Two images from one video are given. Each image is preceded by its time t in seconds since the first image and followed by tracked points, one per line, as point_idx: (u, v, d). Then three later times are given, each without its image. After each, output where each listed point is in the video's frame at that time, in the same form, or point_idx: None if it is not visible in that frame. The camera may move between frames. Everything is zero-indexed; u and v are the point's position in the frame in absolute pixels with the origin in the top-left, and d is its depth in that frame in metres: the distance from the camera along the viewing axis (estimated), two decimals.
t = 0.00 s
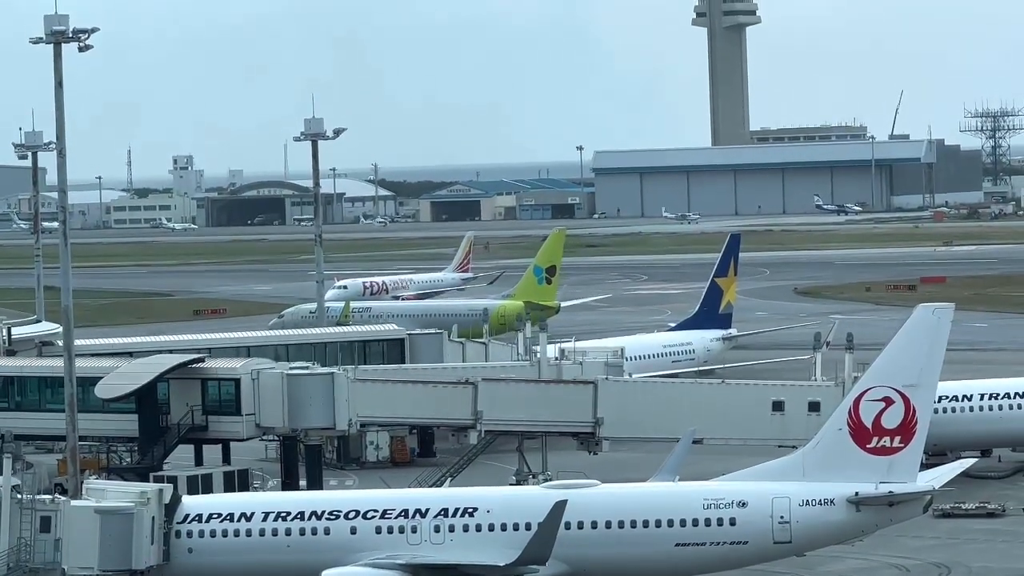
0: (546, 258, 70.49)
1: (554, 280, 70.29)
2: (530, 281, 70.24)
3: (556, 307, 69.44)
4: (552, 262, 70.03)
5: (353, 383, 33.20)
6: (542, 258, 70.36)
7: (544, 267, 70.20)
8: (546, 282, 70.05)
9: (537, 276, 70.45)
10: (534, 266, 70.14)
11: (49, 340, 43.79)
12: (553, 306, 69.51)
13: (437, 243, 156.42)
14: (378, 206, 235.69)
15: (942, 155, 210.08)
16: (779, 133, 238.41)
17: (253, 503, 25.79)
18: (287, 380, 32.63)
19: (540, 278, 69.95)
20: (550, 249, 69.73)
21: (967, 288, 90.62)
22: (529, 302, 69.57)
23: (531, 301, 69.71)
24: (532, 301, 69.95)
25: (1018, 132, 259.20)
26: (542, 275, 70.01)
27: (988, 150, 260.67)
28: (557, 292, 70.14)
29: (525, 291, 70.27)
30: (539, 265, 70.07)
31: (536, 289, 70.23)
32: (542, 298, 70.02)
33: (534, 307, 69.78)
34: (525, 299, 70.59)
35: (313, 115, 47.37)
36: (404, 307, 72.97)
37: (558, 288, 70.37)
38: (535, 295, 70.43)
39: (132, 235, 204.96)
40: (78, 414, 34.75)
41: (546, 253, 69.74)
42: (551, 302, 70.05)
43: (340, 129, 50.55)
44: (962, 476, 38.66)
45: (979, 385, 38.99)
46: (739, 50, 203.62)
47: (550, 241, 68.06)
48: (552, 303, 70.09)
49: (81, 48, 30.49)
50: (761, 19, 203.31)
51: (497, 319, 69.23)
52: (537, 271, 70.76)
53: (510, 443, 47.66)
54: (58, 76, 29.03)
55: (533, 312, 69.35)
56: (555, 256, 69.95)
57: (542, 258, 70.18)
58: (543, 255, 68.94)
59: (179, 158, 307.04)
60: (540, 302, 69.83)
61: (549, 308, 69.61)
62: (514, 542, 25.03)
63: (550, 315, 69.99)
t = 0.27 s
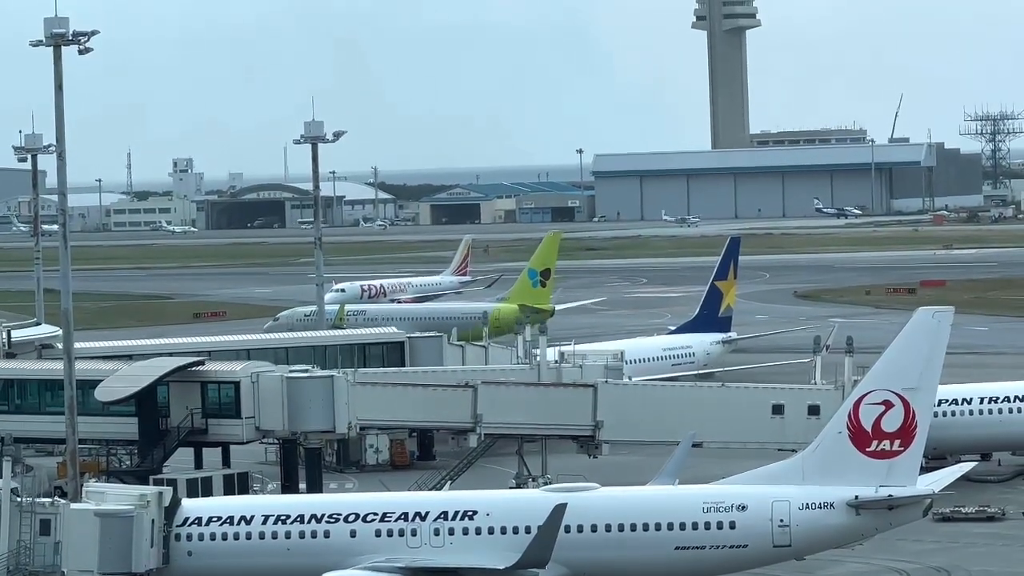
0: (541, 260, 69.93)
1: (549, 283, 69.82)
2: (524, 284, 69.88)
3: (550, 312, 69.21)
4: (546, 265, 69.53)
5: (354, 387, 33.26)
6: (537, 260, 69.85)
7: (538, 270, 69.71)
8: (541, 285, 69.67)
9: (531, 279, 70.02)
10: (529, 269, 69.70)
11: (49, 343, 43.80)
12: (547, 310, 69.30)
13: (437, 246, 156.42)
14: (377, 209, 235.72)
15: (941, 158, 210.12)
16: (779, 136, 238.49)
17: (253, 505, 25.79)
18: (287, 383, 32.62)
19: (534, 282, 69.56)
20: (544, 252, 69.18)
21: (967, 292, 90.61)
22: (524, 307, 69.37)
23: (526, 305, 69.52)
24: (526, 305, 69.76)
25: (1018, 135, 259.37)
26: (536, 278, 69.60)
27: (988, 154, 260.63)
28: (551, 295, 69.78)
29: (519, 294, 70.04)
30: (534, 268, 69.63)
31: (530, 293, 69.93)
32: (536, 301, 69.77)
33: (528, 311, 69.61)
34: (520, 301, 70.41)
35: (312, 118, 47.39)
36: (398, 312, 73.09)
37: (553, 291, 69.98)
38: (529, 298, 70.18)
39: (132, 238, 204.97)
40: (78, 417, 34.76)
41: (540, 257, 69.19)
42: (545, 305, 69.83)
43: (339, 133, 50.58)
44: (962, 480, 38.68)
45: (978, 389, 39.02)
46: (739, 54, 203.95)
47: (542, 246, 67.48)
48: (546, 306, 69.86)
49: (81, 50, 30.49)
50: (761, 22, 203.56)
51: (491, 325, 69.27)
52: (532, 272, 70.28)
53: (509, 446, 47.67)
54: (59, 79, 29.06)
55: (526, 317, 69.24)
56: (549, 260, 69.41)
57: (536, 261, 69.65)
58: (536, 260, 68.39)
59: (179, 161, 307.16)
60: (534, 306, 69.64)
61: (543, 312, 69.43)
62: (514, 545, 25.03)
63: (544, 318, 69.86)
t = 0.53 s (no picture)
0: (535, 262, 70.86)
1: (543, 285, 70.65)
2: (518, 286, 70.65)
3: (545, 313, 69.98)
4: (541, 267, 70.42)
5: (354, 388, 33.25)
6: (532, 262, 70.75)
7: (533, 272, 70.58)
8: (535, 286, 70.47)
9: (526, 281, 70.81)
10: (523, 271, 70.53)
11: (49, 344, 43.81)
12: (542, 311, 70.06)
13: (437, 248, 156.52)
14: (378, 211, 235.95)
15: (941, 161, 210.14)
16: (779, 138, 238.71)
17: (252, 507, 25.76)
18: (286, 385, 32.59)
19: (529, 284, 70.33)
20: (539, 254, 70.20)
21: (967, 294, 90.65)
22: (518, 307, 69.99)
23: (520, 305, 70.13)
24: (520, 306, 70.44)
25: (1018, 138, 259.59)
26: (530, 280, 70.42)
27: (988, 156, 260.63)
28: (546, 297, 70.56)
29: (513, 295, 70.77)
30: (528, 270, 70.45)
31: (524, 294, 70.66)
32: (530, 303, 70.40)
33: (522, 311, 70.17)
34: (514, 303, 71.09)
35: (313, 120, 47.36)
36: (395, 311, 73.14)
37: (547, 293, 70.78)
38: (523, 300, 70.92)
39: (132, 239, 205.20)
40: (77, 417, 34.74)
41: (536, 259, 70.18)
42: (539, 306, 70.59)
43: (340, 134, 50.57)
44: (962, 482, 38.66)
45: (979, 391, 39.01)
46: (738, 56, 204.31)
47: (537, 246, 68.49)
48: (540, 307, 70.63)
49: (81, 51, 30.49)
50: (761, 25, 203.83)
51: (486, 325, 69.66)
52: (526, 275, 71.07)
53: (509, 448, 47.70)
54: (58, 81, 29.04)
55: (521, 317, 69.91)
56: (544, 261, 70.42)
57: (531, 263, 70.58)
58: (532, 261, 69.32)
59: (179, 163, 307.37)
60: (529, 307, 70.41)
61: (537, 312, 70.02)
62: (514, 547, 25.02)
63: (538, 319, 70.58)
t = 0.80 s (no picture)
0: (529, 261, 69.83)
1: (536, 284, 69.98)
2: (511, 286, 70.05)
3: (537, 314, 69.71)
4: (534, 268, 69.45)
5: (352, 388, 33.24)
6: (525, 261, 69.81)
7: (526, 271, 69.68)
8: (528, 287, 69.84)
9: (519, 279, 70.10)
10: (517, 270, 69.70)
11: (47, 343, 43.80)
12: (535, 312, 69.74)
13: (435, 247, 156.50)
14: (376, 211, 235.94)
15: (940, 161, 210.18)
16: (778, 138, 238.74)
17: (251, 506, 25.75)
18: (284, 383, 32.58)
19: (521, 285, 69.72)
20: (533, 254, 69.10)
21: (966, 294, 90.68)
22: (511, 308, 69.73)
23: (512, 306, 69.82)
24: (513, 306, 70.13)
25: (1017, 138, 259.67)
26: (523, 280, 69.70)
27: (986, 156, 260.58)
28: (538, 296, 70.10)
29: (506, 294, 70.32)
30: (521, 269, 69.55)
31: (517, 293, 70.21)
32: (523, 303, 70.07)
33: (514, 312, 69.98)
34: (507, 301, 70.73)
35: (311, 118, 47.32)
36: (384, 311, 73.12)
37: (540, 292, 70.25)
38: (516, 299, 70.52)
39: (130, 238, 205.20)
40: (76, 417, 34.75)
41: (529, 259, 69.13)
42: (532, 306, 70.29)
43: (339, 133, 50.54)
44: (960, 482, 38.69)
45: (978, 391, 39.02)
46: (737, 56, 204.37)
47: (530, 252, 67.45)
48: (533, 306, 70.35)
49: (80, 50, 30.45)
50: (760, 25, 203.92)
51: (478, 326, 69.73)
52: (519, 273, 70.21)
53: (507, 447, 47.73)
54: (57, 79, 29.02)
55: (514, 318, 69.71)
56: (537, 261, 69.32)
57: (524, 262, 69.57)
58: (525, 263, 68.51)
59: (178, 162, 307.25)
60: (521, 307, 70.08)
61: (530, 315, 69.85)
62: (512, 547, 25.03)
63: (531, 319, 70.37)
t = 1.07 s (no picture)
0: (521, 262, 70.55)
1: (528, 284, 70.31)
2: (503, 285, 70.26)
3: (531, 310, 69.37)
4: (526, 266, 70.09)
5: (351, 386, 33.26)
6: (516, 262, 70.43)
7: (518, 271, 70.26)
8: (520, 286, 70.10)
9: (511, 281, 70.46)
10: (508, 271, 70.23)
11: (46, 343, 43.78)
12: (528, 309, 69.38)
13: (433, 247, 156.41)
14: (374, 210, 235.78)
15: (938, 161, 210.21)
16: (776, 137, 238.80)
17: (248, 505, 25.75)
18: (282, 382, 32.61)
19: (514, 282, 69.96)
20: (524, 252, 69.96)
21: (964, 294, 90.71)
22: (504, 306, 69.47)
23: (506, 305, 69.60)
24: (505, 305, 69.97)
25: (1016, 138, 259.83)
26: (515, 279, 70.09)
27: (984, 156, 260.62)
28: (531, 296, 70.16)
29: (499, 295, 70.32)
30: (513, 268, 70.13)
31: (509, 294, 70.28)
32: (515, 302, 70.03)
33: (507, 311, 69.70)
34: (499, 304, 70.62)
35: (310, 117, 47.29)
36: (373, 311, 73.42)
37: (532, 292, 70.39)
38: (508, 300, 70.46)
39: (128, 237, 205.09)
40: (74, 416, 34.73)
41: (521, 257, 69.84)
42: (525, 305, 70.11)
43: (337, 132, 50.49)
44: (959, 481, 38.71)
45: (976, 390, 39.05)
46: (735, 55, 204.37)
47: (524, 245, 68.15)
48: (525, 306, 70.16)
49: (77, 49, 30.40)
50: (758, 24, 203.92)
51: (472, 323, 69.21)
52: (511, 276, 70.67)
53: (505, 446, 47.71)
54: (56, 78, 28.99)
55: (507, 314, 69.32)
56: (529, 260, 70.04)
57: (516, 262, 70.27)
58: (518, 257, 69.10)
59: (176, 161, 307.07)
60: (514, 306, 69.86)
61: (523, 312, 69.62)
62: (510, 546, 25.02)
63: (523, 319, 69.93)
